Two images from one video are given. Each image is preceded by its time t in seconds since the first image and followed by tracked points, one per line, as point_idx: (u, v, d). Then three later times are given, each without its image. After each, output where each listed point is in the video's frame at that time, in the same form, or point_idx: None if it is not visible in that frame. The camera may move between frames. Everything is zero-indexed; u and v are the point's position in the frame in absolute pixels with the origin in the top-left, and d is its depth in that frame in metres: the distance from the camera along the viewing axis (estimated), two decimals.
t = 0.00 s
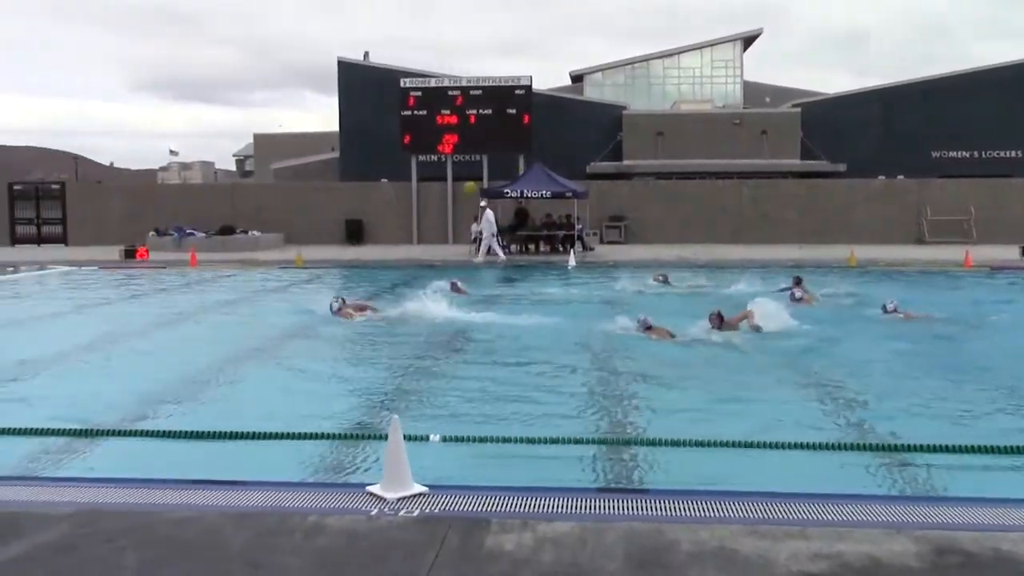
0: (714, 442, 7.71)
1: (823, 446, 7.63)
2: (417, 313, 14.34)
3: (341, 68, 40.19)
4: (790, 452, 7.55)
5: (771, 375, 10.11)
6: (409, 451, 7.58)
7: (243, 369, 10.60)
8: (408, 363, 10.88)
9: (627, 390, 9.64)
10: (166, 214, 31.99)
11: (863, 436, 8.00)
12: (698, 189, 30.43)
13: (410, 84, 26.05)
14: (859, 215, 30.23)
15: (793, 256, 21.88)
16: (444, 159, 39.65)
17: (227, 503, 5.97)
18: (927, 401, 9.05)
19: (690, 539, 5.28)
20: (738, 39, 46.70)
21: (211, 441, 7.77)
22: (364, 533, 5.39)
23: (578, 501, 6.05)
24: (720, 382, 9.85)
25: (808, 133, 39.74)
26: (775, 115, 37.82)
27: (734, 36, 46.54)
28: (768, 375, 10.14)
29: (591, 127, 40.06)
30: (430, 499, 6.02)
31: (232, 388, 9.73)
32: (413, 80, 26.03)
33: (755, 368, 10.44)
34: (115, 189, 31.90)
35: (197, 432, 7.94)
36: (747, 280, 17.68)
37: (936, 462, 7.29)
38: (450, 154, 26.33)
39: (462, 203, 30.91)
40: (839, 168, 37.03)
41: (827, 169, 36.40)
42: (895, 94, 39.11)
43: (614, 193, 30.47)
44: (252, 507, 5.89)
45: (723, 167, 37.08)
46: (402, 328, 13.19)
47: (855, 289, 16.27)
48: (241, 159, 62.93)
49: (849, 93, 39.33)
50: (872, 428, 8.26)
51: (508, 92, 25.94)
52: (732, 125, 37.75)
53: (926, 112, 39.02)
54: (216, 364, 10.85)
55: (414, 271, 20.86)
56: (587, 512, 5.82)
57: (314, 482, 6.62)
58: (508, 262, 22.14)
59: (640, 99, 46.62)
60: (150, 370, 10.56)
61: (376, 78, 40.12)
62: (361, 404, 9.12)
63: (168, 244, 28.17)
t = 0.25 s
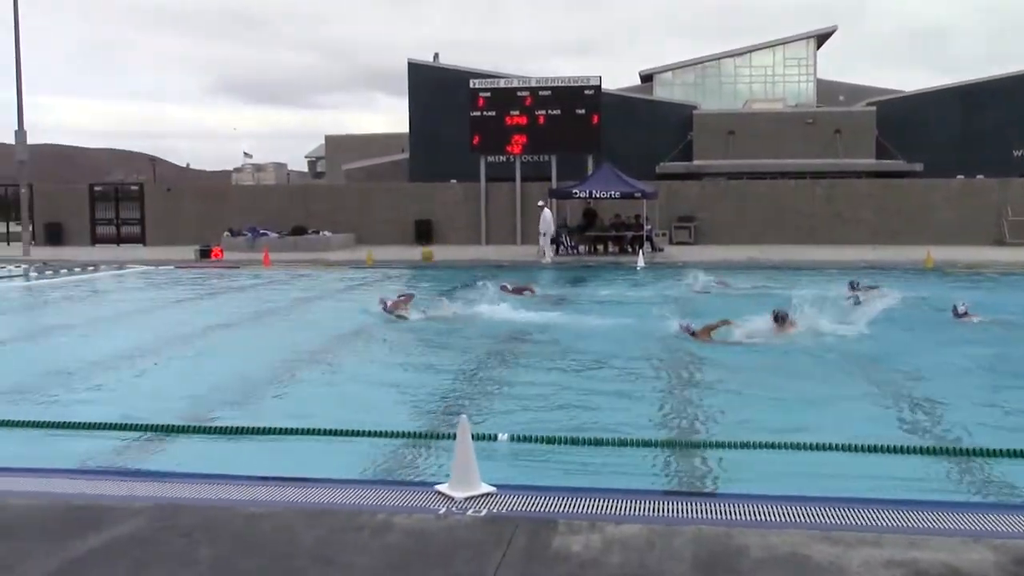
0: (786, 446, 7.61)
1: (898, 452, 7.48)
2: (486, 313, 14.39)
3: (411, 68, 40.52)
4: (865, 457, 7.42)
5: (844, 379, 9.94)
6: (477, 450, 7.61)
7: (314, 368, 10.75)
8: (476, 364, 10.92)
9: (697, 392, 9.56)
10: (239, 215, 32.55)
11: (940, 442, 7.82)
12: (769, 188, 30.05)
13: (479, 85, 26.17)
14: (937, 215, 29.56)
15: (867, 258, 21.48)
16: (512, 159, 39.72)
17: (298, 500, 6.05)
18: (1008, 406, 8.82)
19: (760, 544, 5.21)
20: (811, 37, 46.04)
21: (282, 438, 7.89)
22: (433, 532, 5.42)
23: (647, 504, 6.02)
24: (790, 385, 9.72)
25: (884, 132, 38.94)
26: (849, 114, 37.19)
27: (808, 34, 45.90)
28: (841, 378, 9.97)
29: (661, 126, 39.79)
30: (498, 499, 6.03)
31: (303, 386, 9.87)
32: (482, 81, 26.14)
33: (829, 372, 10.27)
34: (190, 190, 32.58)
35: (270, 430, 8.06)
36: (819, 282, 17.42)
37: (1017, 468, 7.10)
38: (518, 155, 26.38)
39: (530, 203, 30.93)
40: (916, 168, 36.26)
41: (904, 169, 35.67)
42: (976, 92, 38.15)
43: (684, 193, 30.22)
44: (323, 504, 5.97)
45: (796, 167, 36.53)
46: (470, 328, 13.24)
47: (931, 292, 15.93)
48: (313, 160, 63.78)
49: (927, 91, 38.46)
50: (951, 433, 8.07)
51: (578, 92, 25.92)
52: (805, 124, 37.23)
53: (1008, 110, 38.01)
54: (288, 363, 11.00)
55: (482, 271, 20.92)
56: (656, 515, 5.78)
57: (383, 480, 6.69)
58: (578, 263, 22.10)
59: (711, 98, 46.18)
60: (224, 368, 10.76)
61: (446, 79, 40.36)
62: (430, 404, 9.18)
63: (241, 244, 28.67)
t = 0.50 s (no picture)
0: (850, 450, 7.49)
1: (967, 458, 7.32)
2: (546, 314, 14.39)
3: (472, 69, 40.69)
4: (932, 463, 7.27)
5: (911, 382, 9.76)
6: (537, 451, 7.62)
7: (375, 367, 10.84)
8: (536, 364, 10.93)
9: (759, 394, 9.45)
10: (303, 216, 32.99)
11: (1011, 447, 7.64)
12: (834, 188, 29.61)
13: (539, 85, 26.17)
14: (1008, 216, 28.90)
15: (935, 260, 21.09)
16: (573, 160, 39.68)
17: (360, 498, 6.11)
18: None
19: (824, 550, 5.13)
20: (878, 34, 45.29)
21: (344, 437, 7.98)
22: (492, 531, 5.43)
23: (708, 507, 5.96)
24: (853, 388, 9.57)
25: (954, 130, 38.18)
26: (917, 112, 36.52)
27: (874, 32, 45.20)
28: (909, 382, 9.79)
29: (723, 126, 39.41)
30: (558, 499, 6.02)
31: (364, 385, 9.96)
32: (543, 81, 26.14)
33: (896, 375, 10.09)
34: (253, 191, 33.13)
35: (331, 428, 8.17)
36: (886, 283, 17.15)
37: None
38: (579, 155, 26.33)
39: (592, 204, 30.88)
40: (986, 168, 35.48)
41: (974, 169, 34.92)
42: None
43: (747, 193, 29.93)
44: (385, 502, 6.01)
45: (862, 166, 35.95)
46: (530, 329, 13.26)
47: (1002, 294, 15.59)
48: (375, 162, 64.43)
49: (999, 88, 37.64)
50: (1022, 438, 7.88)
51: (639, 91, 25.77)
52: (871, 123, 36.69)
53: None
54: (349, 362, 11.11)
55: (543, 272, 20.93)
56: (718, 518, 5.73)
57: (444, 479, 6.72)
58: (640, 263, 22.05)
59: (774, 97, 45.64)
60: (289, 366, 10.91)
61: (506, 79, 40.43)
62: (490, 404, 9.20)
63: (306, 244, 29.05)
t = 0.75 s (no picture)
0: (914, 457, 7.27)
1: None
2: (601, 315, 14.26)
3: (527, 68, 40.63)
4: (1000, 471, 7.03)
5: (978, 387, 9.49)
6: (589, 453, 7.52)
7: (427, 368, 10.80)
8: (590, 366, 10.82)
9: (818, 399, 9.25)
10: (356, 216, 33.20)
11: None
12: (898, 186, 29.05)
13: (595, 83, 26.01)
14: None
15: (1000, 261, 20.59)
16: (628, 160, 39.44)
17: (411, 499, 6.06)
18: None
19: (888, 558, 4.96)
20: (944, 29, 44.41)
21: (396, 438, 7.94)
22: (546, 535, 5.34)
23: (767, 513, 5.81)
24: (915, 392, 9.33)
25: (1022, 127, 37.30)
26: (983, 108, 35.70)
27: (941, 26, 44.32)
28: (976, 386, 9.52)
29: (783, 123, 38.76)
30: (613, 503, 5.91)
31: (417, 385, 9.93)
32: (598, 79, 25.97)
33: (962, 379, 9.83)
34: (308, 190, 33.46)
35: (382, 428, 8.14)
36: (950, 284, 16.77)
37: None
38: (635, 154, 26.14)
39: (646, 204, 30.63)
40: None
41: None
42: None
43: (807, 192, 29.48)
44: (437, 503, 5.95)
45: (926, 163, 35.18)
46: (585, 330, 13.15)
47: None
48: (428, 161, 64.62)
49: None
50: None
51: (696, 88, 25.48)
52: (936, 120, 36.04)
53: None
54: (401, 362, 11.10)
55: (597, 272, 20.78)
56: (777, 524, 5.58)
57: (495, 481, 6.65)
58: (696, 263, 21.84)
59: (835, 94, 44.86)
60: (341, 366, 10.91)
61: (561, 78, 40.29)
62: (543, 406, 9.11)
63: (359, 244, 29.17)
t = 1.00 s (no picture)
0: (982, 465, 6.95)
1: None
2: (655, 317, 14.01)
3: (580, 64, 40.34)
4: None
5: None
6: (642, 458, 7.31)
7: (476, 370, 10.65)
8: (643, 369, 10.59)
9: (880, 404, 8.93)
10: (406, 215, 33.19)
11: None
12: (967, 183, 28.31)
13: (650, 78, 25.71)
14: None
15: None
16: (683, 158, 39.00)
17: (458, 503, 5.90)
18: None
19: (958, 571, 4.69)
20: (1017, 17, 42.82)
21: (443, 441, 7.79)
22: (597, 541, 5.16)
23: (828, 522, 5.56)
24: (982, 398, 8.97)
25: None
26: None
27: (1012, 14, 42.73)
28: None
29: (846, 119, 38.24)
30: (666, 510, 5.70)
31: (466, 388, 9.79)
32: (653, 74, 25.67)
33: None
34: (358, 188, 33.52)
35: (429, 430, 8.01)
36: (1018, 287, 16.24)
37: None
38: (690, 150, 25.79)
39: (701, 204, 30.21)
40: None
41: None
42: None
43: (871, 189, 28.80)
44: (484, 508, 5.78)
45: (994, 159, 34.32)
46: (638, 331, 12.93)
47: None
48: (479, 159, 64.56)
49: None
50: None
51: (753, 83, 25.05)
52: (1006, 114, 35.15)
53: None
54: (450, 363, 10.96)
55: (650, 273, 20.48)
56: (840, 534, 5.33)
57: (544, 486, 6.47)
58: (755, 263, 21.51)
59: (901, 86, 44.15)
60: (390, 367, 10.81)
61: (615, 74, 39.94)
62: (593, 409, 8.91)
63: (407, 244, 29.18)
